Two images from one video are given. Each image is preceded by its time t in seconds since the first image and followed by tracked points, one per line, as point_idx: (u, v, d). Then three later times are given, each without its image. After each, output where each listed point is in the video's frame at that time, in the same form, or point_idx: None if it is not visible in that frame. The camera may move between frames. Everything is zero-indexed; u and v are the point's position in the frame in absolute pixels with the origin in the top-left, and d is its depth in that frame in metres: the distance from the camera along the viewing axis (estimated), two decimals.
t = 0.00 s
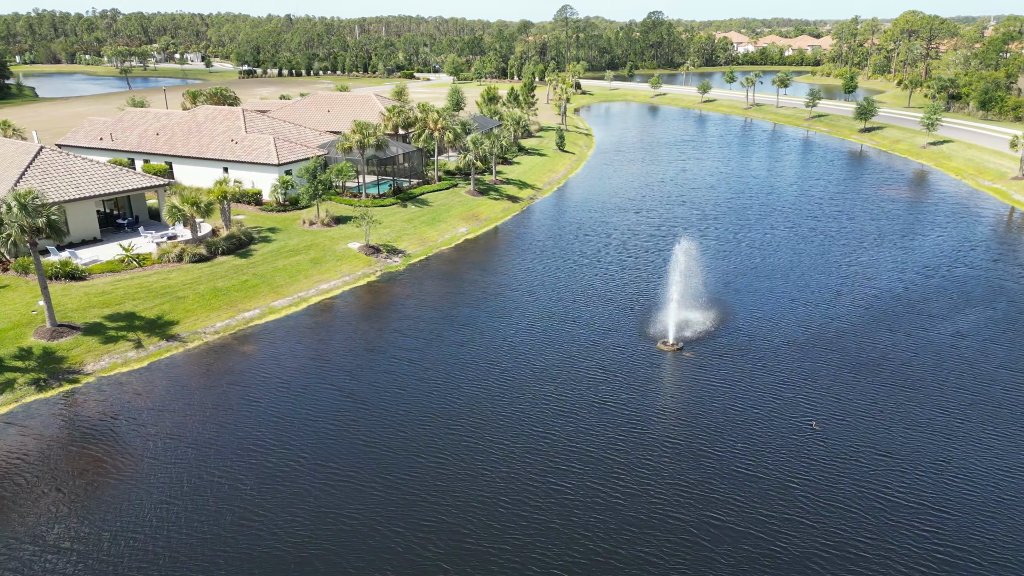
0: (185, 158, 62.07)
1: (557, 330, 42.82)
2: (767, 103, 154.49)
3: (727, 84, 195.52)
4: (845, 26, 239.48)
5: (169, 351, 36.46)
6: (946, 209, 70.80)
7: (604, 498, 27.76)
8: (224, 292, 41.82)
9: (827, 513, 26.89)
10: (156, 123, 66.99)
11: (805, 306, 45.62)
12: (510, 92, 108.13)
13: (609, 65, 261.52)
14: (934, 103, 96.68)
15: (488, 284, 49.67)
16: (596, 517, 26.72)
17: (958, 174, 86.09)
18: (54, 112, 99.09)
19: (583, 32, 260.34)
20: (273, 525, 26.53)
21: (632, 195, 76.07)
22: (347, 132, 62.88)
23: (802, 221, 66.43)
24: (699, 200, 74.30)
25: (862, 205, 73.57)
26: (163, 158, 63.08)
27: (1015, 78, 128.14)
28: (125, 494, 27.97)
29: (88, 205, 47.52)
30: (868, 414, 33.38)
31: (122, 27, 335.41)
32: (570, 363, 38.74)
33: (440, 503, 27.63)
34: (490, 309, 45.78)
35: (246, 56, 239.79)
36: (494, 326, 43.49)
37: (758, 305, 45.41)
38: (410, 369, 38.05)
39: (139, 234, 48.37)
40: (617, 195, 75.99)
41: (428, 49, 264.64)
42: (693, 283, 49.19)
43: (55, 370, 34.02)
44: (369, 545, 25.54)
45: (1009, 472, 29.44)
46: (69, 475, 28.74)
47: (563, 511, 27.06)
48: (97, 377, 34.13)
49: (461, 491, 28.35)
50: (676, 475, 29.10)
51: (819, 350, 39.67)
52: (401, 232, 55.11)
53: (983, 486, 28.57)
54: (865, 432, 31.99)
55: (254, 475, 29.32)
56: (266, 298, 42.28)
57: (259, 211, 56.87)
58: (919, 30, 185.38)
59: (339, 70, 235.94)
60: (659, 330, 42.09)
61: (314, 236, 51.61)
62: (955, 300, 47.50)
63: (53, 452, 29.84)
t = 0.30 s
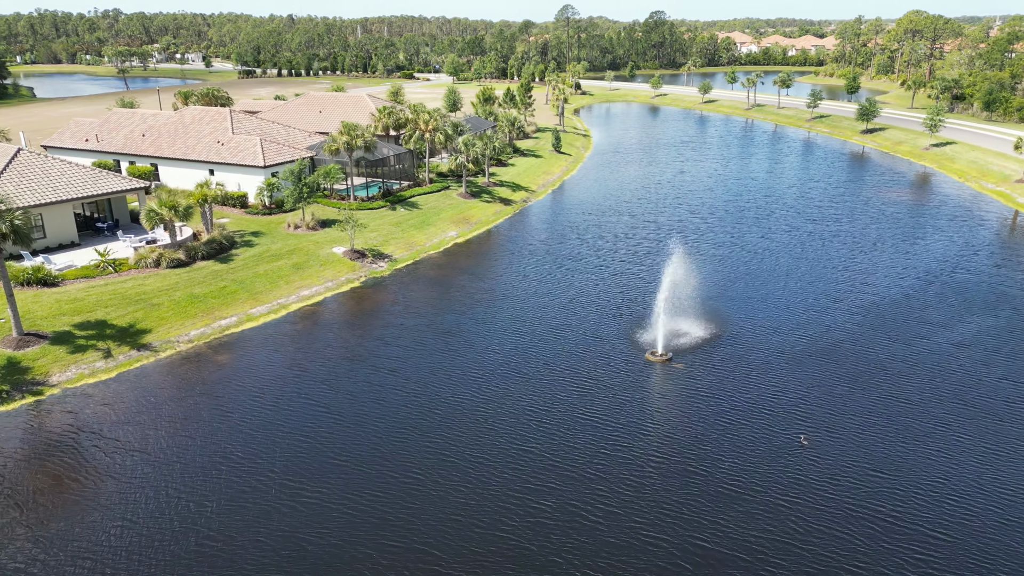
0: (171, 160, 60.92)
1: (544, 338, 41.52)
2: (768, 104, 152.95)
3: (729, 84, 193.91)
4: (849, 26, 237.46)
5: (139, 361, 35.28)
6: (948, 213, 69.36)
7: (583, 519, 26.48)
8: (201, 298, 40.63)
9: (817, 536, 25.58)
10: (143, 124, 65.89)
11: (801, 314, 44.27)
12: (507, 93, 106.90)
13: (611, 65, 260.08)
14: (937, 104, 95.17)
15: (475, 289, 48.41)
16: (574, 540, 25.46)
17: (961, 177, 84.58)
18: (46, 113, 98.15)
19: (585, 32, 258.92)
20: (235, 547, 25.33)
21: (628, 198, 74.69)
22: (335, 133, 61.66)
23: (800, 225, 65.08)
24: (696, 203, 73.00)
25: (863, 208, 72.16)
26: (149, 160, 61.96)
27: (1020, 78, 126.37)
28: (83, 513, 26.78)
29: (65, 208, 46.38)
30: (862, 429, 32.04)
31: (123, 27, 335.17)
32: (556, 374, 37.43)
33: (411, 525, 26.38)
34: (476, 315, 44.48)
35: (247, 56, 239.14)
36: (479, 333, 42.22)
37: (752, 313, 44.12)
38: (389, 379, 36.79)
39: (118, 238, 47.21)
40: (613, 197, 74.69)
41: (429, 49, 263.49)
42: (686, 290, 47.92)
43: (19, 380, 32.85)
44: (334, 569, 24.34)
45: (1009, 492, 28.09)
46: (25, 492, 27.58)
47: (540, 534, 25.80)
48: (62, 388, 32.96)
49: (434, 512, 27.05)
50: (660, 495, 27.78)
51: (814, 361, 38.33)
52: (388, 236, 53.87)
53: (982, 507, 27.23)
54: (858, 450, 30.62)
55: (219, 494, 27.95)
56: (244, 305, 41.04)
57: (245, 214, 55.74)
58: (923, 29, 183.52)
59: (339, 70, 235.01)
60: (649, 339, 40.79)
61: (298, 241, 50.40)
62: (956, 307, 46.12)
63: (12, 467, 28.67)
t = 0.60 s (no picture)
0: (159, 161, 59.98)
1: (532, 345, 40.37)
2: (771, 104, 151.46)
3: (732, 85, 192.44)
4: (854, 26, 235.55)
5: (112, 371, 34.25)
6: (952, 216, 67.93)
7: (563, 541, 25.35)
8: (179, 304, 39.58)
9: (809, 561, 24.39)
10: (132, 125, 64.94)
11: (798, 322, 43.00)
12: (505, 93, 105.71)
13: (614, 65, 258.65)
14: (941, 105, 93.66)
15: (464, 294, 47.28)
16: (553, 564, 24.32)
17: (966, 179, 83.08)
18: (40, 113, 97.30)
19: (587, 32, 257.62)
20: (199, 569, 24.27)
21: (626, 201, 73.48)
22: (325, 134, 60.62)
23: (800, 229, 63.78)
24: (694, 206, 71.76)
25: (865, 211, 70.78)
26: (137, 161, 61.00)
27: None
28: (44, 531, 25.76)
29: (45, 211, 45.40)
30: (859, 445, 30.80)
31: (126, 27, 335.21)
32: (543, 384, 36.28)
33: (384, 546, 25.29)
34: (464, 322, 43.34)
35: (248, 56, 238.62)
36: (466, 341, 41.07)
37: (748, 321, 42.90)
38: (370, 389, 35.68)
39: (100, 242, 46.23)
40: (610, 200, 73.46)
41: (430, 49, 262.49)
42: (680, 297, 46.74)
43: None
44: None
45: (1011, 513, 26.84)
46: None
47: (517, 556, 24.67)
48: (31, 399, 31.95)
49: (408, 532, 25.93)
50: (645, 515, 26.61)
51: (810, 371, 37.07)
52: (377, 240, 52.76)
53: (983, 529, 26.01)
54: (853, 467, 29.36)
55: (184, 512, 26.86)
56: (225, 312, 39.96)
57: (232, 217, 54.72)
58: (928, 29, 181.60)
59: (340, 70, 234.18)
60: (641, 347, 39.61)
61: (284, 245, 49.31)
62: (959, 314, 44.78)
63: None
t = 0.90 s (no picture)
0: (148, 163, 59.08)
1: (521, 354, 39.20)
2: (776, 105, 149.85)
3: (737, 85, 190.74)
4: (860, 26, 233.27)
5: (84, 381, 33.25)
6: (958, 220, 66.43)
7: (542, 566, 24.25)
8: (159, 311, 38.54)
9: None
10: (122, 125, 64.08)
11: (796, 330, 41.72)
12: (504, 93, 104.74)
13: (618, 65, 257.15)
14: (948, 106, 92.02)
15: (454, 300, 46.17)
16: None
17: (973, 182, 81.46)
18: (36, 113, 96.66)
19: (592, 32, 256.09)
20: None
21: (624, 203, 72.19)
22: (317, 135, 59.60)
23: (802, 233, 62.43)
24: (694, 209, 70.51)
25: (869, 215, 69.31)
26: (126, 162, 60.11)
27: None
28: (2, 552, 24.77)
29: (26, 214, 44.46)
30: (856, 462, 29.57)
31: (132, 27, 335.87)
32: (531, 395, 35.10)
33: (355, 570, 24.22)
34: (452, 329, 42.18)
35: (252, 56, 238.19)
36: (453, 349, 39.92)
37: (744, 330, 41.65)
38: (352, 400, 34.55)
39: (82, 245, 45.29)
40: (608, 202, 72.26)
41: (434, 49, 261.50)
42: (676, 303, 45.51)
43: None
44: None
45: (1014, 538, 25.57)
46: None
47: None
48: None
49: (379, 555, 24.83)
50: (630, 538, 25.45)
51: (807, 383, 35.83)
52: (368, 243, 51.66)
53: (985, 555, 24.76)
54: (849, 486, 28.12)
55: (149, 532, 25.83)
56: (205, 318, 38.88)
57: (221, 220, 53.76)
58: (936, 29, 179.54)
59: (343, 70, 233.70)
60: (633, 357, 38.44)
61: (272, 248, 48.23)
62: (964, 323, 43.37)
63: None
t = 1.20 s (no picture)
0: (140, 164, 58.23)
1: (511, 363, 38.06)
2: (783, 106, 148.10)
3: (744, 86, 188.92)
4: (870, 26, 230.68)
5: (58, 390, 32.30)
6: (967, 224, 64.80)
7: None
8: (139, 317, 37.54)
9: None
10: (115, 126, 63.30)
11: (796, 340, 40.38)
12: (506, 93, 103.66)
13: (625, 65, 255.57)
14: (958, 107, 90.24)
15: (446, 306, 45.07)
16: None
17: (983, 185, 79.70)
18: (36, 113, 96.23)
19: (598, 32, 254.57)
20: None
21: (625, 206, 70.93)
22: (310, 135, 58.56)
23: (806, 237, 60.98)
24: (696, 213, 69.18)
25: (876, 218, 67.76)
26: (118, 163, 59.32)
27: None
28: None
29: (9, 217, 43.62)
30: (855, 482, 28.28)
31: (140, 27, 337.00)
32: (518, 407, 33.91)
33: None
34: (441, 337, 41.02)
35: (257, 56, 238.01)
36: (441, 357, 38.81)
37: (742, 340, 40.35)
38: (332, 411, 33.45)
39: (66, 249, 44.41)
40: (609, 205, 71.02)
41: (440, 49, 260.69)
42: (673, 310, 44.27)
43: None
44: None
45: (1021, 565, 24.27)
46: None
47: None
48: None
49: None
50: (614, 562, 24.27)
51: (807, 396, 34.53)
52: (359, 247, 50.59)
53: None
54: (848, 508, 26.82)
55: (110, 552, 24.78)
56: (187, 325, 37.84)
57: (212, 223, 52.84)
58: (946, 29, 177.15)
59: (348, 70, 233.35)
60: (626, 367, 37.21)
61: (260, 252, 47.20)
62: (971, 332, 41.88)
63: None
